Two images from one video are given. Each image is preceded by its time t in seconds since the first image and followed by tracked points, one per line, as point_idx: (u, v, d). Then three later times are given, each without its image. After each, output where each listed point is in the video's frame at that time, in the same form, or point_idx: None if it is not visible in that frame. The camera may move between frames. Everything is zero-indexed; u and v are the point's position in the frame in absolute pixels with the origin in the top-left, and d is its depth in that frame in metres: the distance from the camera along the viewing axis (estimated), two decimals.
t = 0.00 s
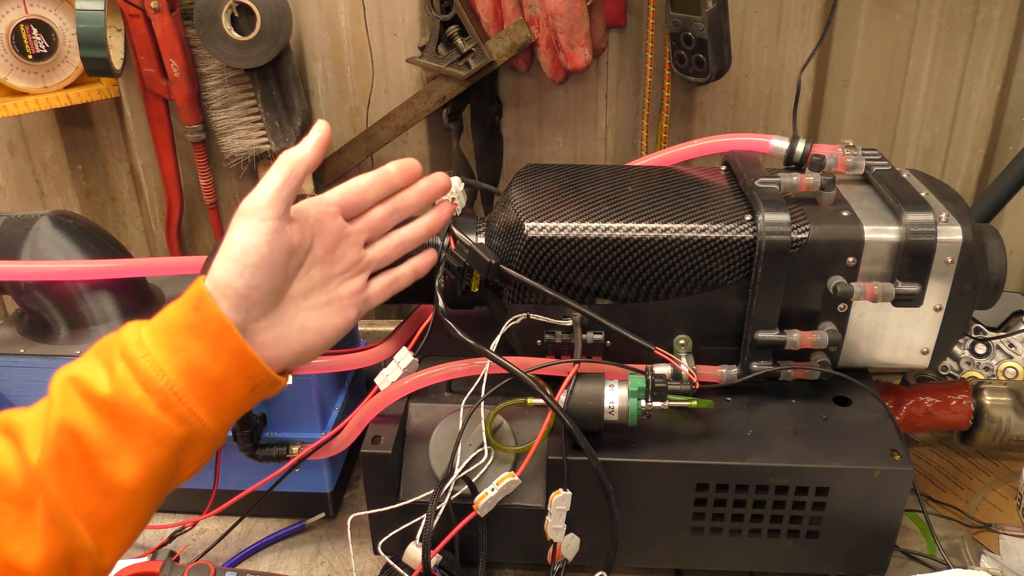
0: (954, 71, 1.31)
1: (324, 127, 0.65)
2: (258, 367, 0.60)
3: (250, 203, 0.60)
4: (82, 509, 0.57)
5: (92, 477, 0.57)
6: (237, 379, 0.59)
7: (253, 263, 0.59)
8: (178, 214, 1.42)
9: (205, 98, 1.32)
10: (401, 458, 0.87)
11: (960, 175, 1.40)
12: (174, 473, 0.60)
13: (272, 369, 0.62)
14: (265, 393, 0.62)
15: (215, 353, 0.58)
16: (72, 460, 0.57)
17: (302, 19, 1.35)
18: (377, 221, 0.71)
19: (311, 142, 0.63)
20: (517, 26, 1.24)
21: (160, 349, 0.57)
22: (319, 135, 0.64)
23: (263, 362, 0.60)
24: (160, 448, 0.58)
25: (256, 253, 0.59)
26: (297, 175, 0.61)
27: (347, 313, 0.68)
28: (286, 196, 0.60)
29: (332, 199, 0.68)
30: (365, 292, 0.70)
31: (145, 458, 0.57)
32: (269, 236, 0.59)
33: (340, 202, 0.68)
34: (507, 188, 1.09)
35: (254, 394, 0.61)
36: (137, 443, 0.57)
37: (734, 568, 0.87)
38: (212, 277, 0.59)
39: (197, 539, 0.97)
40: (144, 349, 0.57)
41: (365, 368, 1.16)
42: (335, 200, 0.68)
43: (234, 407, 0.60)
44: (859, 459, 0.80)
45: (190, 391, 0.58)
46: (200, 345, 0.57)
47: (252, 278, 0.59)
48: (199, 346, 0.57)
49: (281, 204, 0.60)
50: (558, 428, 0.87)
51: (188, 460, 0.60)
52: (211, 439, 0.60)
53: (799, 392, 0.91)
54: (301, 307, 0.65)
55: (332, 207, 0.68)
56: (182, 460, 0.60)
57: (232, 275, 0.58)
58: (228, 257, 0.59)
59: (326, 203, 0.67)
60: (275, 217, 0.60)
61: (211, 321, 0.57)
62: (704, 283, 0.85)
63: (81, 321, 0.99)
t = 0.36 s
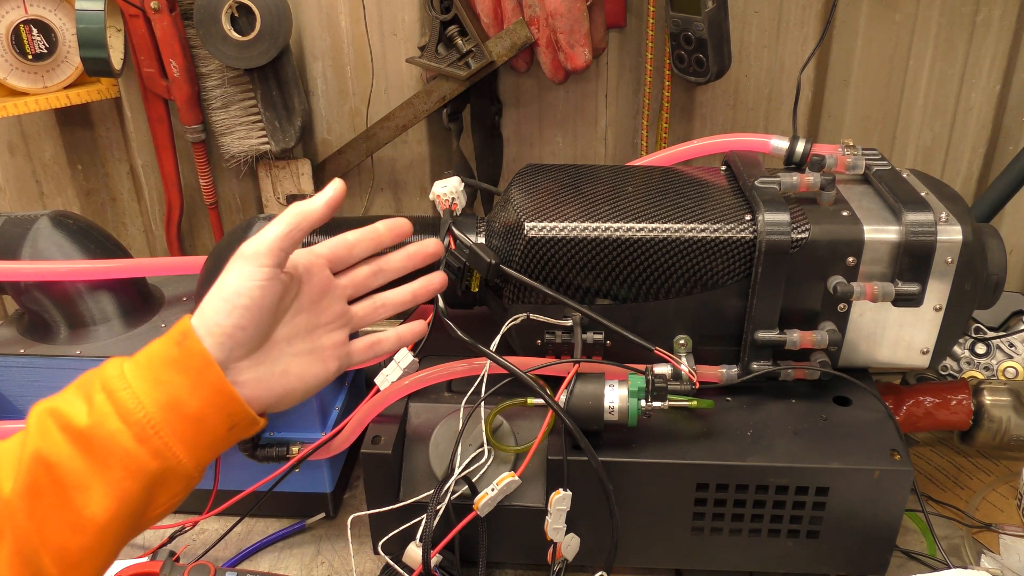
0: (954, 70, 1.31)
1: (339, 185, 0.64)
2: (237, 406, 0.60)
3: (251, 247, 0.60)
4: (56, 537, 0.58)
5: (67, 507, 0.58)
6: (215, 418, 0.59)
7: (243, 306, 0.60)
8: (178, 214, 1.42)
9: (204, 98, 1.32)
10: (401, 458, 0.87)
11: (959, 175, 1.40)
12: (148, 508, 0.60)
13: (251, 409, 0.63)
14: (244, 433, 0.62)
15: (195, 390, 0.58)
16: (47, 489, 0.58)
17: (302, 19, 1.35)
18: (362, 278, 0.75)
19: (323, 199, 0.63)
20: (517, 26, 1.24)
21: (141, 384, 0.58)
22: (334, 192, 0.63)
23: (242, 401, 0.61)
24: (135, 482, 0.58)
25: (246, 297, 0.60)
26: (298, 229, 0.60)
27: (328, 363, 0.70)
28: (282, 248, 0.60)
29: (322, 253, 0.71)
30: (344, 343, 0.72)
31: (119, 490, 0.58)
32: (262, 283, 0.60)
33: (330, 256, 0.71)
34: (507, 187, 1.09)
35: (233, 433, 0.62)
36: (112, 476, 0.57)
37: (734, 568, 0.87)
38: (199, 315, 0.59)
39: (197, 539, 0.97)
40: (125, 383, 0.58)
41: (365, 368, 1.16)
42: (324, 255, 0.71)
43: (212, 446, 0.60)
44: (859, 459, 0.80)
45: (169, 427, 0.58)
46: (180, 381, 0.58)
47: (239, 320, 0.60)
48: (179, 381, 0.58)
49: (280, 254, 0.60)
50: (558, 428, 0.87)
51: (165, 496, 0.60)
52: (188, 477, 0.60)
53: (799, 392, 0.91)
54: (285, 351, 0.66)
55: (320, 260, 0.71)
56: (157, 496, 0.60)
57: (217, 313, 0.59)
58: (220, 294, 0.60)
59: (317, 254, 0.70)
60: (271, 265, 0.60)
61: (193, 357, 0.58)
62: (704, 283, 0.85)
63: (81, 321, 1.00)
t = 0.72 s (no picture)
0: (954, 70, 1.31)
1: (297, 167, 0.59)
2: (202, 400, 0.57)
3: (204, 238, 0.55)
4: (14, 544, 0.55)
5: (25, 512, 0.54)
6: (179, 414, 0.56)
7: (197, 302, 0.55)
8: (178, 214, 1.42)
9: (204, 97, 1.32)
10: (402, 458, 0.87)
11: (959, 175, 1.40)
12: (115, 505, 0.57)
13: (215, 400, 0.59)
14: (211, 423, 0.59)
15: (154, 388, 0.55)
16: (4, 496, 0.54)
17: (302, 19, 1.35)
18: (314, 242, 0.68)
19: (278, 182, 0.57)
20: (517, 26, 1.24)
21: (97, 384, 0.54)
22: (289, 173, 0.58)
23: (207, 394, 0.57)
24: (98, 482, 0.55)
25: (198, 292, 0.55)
26: (251, 215, 0.55)
27: (287, 335, 0.64)
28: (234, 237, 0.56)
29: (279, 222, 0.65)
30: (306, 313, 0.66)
31: (83, 491, 0.55)
32: (213, 279, 0.55)
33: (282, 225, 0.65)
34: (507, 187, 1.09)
35: (198, 425, 0.58)
36: (73, 477, 0.54)
37: (734, 568, 0.87)
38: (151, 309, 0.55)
39: (197, 539, 0.97)
40: (79, 383, 0.53)
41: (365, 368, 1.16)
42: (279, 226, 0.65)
43: (177, 439, 0.57)
44: (859, 459, 0.80)
45: (129, 426, 0.54)
46: (138, 380, 0.54)
47: (195, 316, 0.55)
48: (137, 380, 0.54)
49: (232, 242, 0.55)
50: (558, 428, 0.87)
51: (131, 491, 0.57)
52: (152, 474, 0.57)
53: (799, 392, 0.91)
54: (240, 334, 0.61)
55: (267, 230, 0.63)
56: (124, 493, 0.57)
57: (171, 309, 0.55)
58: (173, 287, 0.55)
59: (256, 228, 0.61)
60: (225, 257, 0.55)
61: (149, 354, 0.54)
62: (704, 283, 0.85)
63: (82, 321, 1.00)
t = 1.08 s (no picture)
0: (954, 69, 1.31)
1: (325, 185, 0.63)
2: (204, 394, 0.60)
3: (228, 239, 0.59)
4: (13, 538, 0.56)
5: (28, 503, 0.56)
6: (181, 409, 0.59)
7: (211, 306, 0.59)
8: (178, 214, 1.42)
9: (204, 98, 1.32)
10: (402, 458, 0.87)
11: (959, 174, 1.40)
12: (115, 497, 0.59)
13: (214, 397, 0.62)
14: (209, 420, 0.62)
15: (161, 383, 0.57)
16: (4, 486, 0.55)
17: (302, 19, 1.35)
18: (315, 251, 0.72)
19: (306, 202, 0.60)
20: (517, 26, 1.24)
21: (104, 379, 0.56)
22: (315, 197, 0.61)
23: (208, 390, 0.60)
24: (101, 473, 0.57)
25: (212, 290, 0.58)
26: (273, 225, 0.59)
27: (285, 342, 0.68)
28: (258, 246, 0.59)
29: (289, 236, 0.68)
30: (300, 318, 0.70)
31: (85, 483, 0.57)
32: (228, 278, 0.59)
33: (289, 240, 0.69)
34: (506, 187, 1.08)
35: (199, 421, 0.61)
36: (77, 468, 0.56)
37: (734, 567, 0.88)
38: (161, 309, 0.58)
39: (197, 540, 0.97)
40: (87, 377, 0.56)
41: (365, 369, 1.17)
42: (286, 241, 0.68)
43: (178, 433, 0.60)
44: (860, 459, 0.80)
45: (134, 418, 0.57)
46: (144, 375, 0.57)
47: (206, 317, 0.59)
48: (144, 376, 0.57)
49: (253, 247, 0.59)
50: (558, 428, 0.87)
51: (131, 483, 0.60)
52: (151, 466, 0.60)
53: (799, 392, 0.91)
54: (242, 340, 0.65)
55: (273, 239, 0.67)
56: (124, 485, 0.59)
57: (181, 311, 0.58)
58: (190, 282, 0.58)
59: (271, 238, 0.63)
60: (241, 257, 0.58)
61: (156, 351, 0.57)
62: (704, 283, 0.85)
63: (82, 321, 0.99)
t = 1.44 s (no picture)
0: (954, 68, 1.31)
1: (290, 206, 0.41)
2: (178, 408, 0.48)
3: (165, 278, 0.43)
4: (57, 515, 0.48)
5: (53, 485, 0.47)
6: (153, 431, 0.48)
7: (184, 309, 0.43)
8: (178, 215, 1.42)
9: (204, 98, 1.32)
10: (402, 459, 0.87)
11: (959, 173, 1.40)
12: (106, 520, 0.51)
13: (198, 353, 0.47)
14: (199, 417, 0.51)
15: (158, 352, 0.44)
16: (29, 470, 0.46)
17: (301, 20, 1.35)
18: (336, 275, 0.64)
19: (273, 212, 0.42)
20: (517, 26, 1.24)
21: (55, 421, 0.45)
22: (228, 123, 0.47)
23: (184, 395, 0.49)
24: (79, 509, 0.48)
25: (166, 359, 0.45)
26: (231, 286, 0.42)
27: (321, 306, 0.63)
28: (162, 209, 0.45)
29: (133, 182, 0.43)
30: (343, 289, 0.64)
31: (67, 520, 0.48)
32: (188, 346, 0.45)
33: (130, 192, 0.43)
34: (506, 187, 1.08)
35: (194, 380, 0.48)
36: (45, 514, 0.47)
37: (734, 567, 0.87)
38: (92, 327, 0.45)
39: (198, 540, 0.97)
40: (34, 420, 0.46)
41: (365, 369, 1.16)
42: (130, 191, 0.43)
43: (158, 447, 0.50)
44: (860, 459, 0.80)
45: (98, 453, 0.47)
46: (96, 412, 0.45)
47: (163, 359, 0.45)
48: (94, 413, 0.45)
49: (202, 305, 0.43)
50: (558, 428, 0.87)
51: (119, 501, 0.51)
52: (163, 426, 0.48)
53: (799, 391, 0.91)
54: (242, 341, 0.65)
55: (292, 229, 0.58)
56: (113, 510, 0.51)
57: (115, 340, 0.44)
58: (109, 330, 0.44)
59: (138, 186, 0.44)
60: (210, 325, 0.44)
61: (102, 386, 0.45)
62: (704, 283, 0.85)
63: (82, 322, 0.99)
